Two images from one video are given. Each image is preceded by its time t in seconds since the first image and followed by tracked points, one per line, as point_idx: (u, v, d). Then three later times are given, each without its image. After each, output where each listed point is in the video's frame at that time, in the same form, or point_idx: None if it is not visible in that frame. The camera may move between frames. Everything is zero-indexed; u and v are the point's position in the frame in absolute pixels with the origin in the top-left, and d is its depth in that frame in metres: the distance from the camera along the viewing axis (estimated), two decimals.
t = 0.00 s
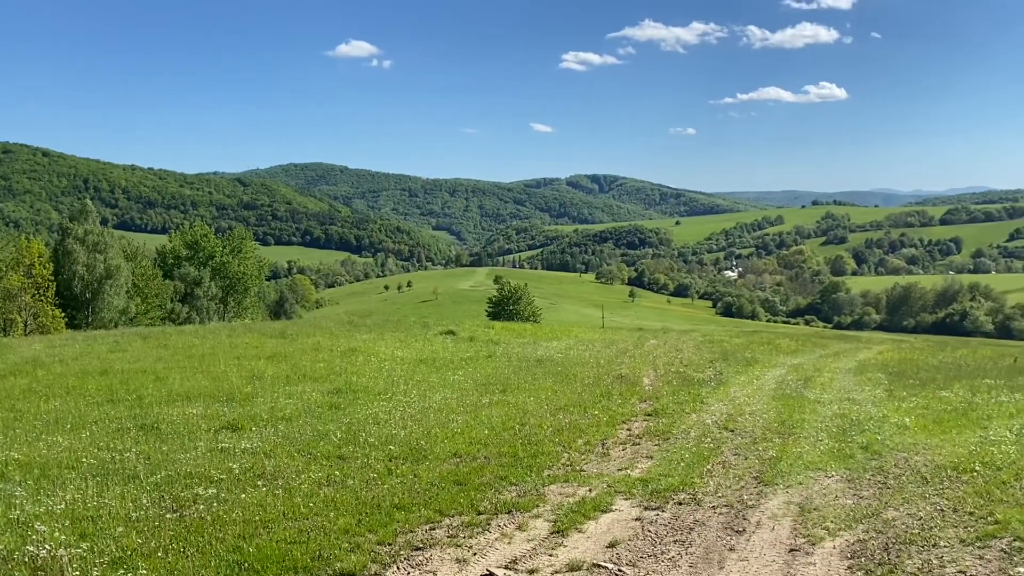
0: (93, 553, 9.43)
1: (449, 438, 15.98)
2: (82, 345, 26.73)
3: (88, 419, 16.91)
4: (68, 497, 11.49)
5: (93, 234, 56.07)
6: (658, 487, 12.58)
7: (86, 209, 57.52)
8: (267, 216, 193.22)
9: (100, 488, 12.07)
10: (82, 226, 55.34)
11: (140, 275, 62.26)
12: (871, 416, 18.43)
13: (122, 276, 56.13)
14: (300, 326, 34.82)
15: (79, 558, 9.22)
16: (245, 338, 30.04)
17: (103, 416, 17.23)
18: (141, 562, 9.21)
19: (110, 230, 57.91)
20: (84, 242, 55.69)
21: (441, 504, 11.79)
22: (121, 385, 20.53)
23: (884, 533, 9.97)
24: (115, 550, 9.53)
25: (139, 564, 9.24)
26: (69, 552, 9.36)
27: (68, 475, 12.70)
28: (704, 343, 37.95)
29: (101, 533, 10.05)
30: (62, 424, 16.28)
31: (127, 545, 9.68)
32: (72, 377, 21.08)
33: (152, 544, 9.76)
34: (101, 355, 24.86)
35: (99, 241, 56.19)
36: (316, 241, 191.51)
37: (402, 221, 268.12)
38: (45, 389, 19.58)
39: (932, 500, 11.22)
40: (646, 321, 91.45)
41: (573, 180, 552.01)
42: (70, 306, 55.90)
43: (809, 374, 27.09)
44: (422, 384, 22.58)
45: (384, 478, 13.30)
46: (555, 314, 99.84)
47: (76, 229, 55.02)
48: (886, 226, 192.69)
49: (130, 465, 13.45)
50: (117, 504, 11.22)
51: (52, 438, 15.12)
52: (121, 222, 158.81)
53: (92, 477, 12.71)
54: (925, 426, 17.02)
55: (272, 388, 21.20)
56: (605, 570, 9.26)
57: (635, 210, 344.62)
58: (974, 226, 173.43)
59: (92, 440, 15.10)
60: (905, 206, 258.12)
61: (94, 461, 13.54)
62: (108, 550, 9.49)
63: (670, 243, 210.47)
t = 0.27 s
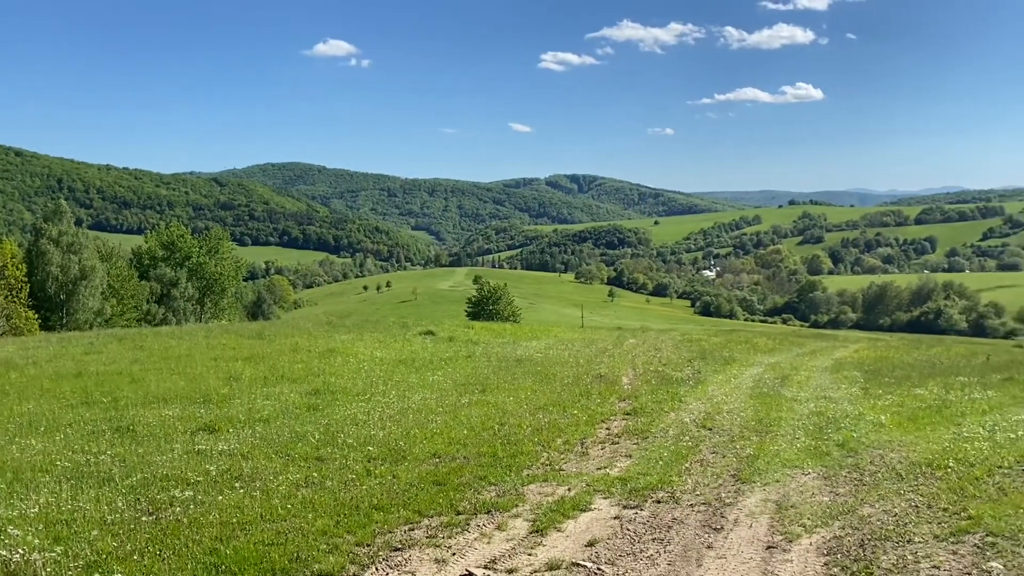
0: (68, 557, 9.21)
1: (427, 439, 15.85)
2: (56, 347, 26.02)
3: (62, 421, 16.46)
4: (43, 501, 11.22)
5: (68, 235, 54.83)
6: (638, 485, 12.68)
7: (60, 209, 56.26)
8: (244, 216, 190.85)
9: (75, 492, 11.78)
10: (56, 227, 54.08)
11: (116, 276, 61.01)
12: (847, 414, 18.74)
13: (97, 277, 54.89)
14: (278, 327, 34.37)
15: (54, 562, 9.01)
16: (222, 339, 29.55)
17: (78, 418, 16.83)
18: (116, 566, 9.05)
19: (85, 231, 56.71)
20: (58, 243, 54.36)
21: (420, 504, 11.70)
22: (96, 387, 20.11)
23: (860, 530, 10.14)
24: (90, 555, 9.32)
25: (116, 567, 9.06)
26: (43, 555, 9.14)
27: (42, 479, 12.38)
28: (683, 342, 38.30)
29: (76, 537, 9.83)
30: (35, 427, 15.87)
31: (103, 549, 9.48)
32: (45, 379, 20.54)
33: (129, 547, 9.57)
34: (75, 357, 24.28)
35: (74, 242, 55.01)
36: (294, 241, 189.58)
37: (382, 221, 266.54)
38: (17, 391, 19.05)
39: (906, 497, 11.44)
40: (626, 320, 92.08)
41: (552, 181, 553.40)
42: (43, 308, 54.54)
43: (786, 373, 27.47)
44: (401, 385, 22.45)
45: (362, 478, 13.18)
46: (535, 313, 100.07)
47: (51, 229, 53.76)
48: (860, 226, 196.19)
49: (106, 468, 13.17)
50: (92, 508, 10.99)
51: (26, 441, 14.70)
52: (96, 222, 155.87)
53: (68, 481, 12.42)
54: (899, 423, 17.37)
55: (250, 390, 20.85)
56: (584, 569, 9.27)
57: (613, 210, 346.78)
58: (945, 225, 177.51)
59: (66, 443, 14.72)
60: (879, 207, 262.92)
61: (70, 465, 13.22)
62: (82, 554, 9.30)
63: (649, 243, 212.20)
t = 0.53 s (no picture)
0: (40, 562, 9.01)
1: (403, 440, 15.70)
2: (28, 349, 25.25)
3: (33, 425, 16.00)
4: (16, 506, 10.93)
5: (40, 235, 53.51)
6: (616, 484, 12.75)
7: (32, 209, 54.81)
8: (220, 216, 188.17)
9: (47, 496, 11.47)
10: (28, 227, 52.73)
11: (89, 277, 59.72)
12: (822, 412, 19.07)
13: (71, 278, 53.63)
14: (254, 327, 33.89)
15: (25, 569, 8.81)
16: (197, 341, 29.01)
17: (49, 421, 16.39)
18: (90, 569, 8.88)
19: (58, 232, 55.41)
20: (30, 243, 53.02)
21: (397, 506, 11.56)
22: (68, 388, 19.60)
23: (835, 526, 10.31)
24: (62, 558, 9.15)
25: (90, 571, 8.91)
26: (16, 561, 9.02)
27: (14, 483, 12.05)
28: (660, 341, 38.71)
29: (49, 541, 9.66)
30: (6, 430, 15.43)
31: (77, 553, 9.29)
32: (16, 381, 19.94)
33: (103, 550, 9.42)
34: (47, 359, 23.61)
35: (47, 242, 53.70)
36: (271, 241, 187.37)
37: (360, 221, 264.56)
38: None
39: (880, 493, 11.67)
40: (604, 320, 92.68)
41: (530, 181, 553.76)
42: (15, 310, 53.08)
43: (762, 371, 27.82)
44: (379, 386, 22.27)
45: (340, 480, 12.98)
46: (515, 313, 100.24)
47: (23, 230, 52.41)
48: (834, 226, 199.59)
49: (79, 472, 12.84)
50: (65, 511, 10.78)
51: None
52: (70, 222, 152.59)
53: (40, 484, 12.11)
54: (873, 421, 17.71)
55: (226, 391, 20.47)
56: (561, 567, 9.29)
57: (592, 210, 348.61)
58: (915, 226, 181.47)
59: (38, 447, 14.29)
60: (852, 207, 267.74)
61: (41, 468, 12.88)
62: (55, 558, 9.13)
63: (627, 243, 213.72)
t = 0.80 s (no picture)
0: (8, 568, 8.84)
1: (380, 441, 15.53)
2: None
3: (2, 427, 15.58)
4: None
5: (11, 235, 52.09)
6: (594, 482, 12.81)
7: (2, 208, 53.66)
8: (194, 216, 185.03)
9: (19, 500, 11.24)
10: None
11: (61, 277, 58.21)
12: (797, 410, 19.37)
13: (43, 278, 52.26)
14: (230, 328, 33.36)
15: None
16: (172, 341, 28.42)
17: (19, 423, 15.96)
18: (60, 574, 8.74)
19: (29, 231, 53.94)
20: None
21: (373, 506, 11.45)
22: (38, 390, 19.08)
23: (809, 524, 10.47)
24: (34, 562, 9.04)
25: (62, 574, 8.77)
26: None
27: None
28: (637, 340, 39.03)
29: (20, 545, 9.51)
30: None
31: (48, 557, 9.14)
32: None
33: (75, 554, 9.29)
34: (16, 360, 22.91)
35: (18, 242, 52.38)
36: (246, 241, 184.62)
37: (337, 221, 262.02)
38: None
39: (854, 491, 11.88)
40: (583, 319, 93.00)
41: (508, 181, 553.60)
42: None
43: (738, 370, 28.17)
44: (357, 386, 22.03)
45: (316, 481, 12.82)
46: (495, 313, 100.06)
47: None
48: (809, 226, 202.83)
49: (52, 474, 12.59)
50: (36, 515, 10.57)
51: None
52: (41, 223, 148.88)
53: (11, 487, 11.85)
54: (846, 419, 18.03)
55: (202, 393, 20.07)
56: (538, 566, 9.29)
57: (570, 210, 349.51)
58: (888, 226, 185.18)
59: (7, 449, 13.94)
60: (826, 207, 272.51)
61: (12, 471, 12.60)
62: (27, 563, 8.98)
63: (605, 243, 214.85)
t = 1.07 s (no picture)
0: None
1: (354, 443, 15.32)
2: None
3: None
4: None
5: None
6: (569, 481, 12.86)
7: None
8: (168, 216, 182.09)
9: None
10: None
11: (32, 278, 56.86)
12: (770, 408, 19.68)
13: (14, 279, 51.05)
14: (205, 327, 32.89)
15: None
16: (145, 342, 27.83)
17: None
18: None
19: None
20: None
21: (349, 508, 11.30)
22: (6, 391, 18.53)
23: (782, 521, 10.63)
24: (4, 565, 8.90)
25: None
26: None
27: None
28: (613, 339, 39.37)
29: None
30: None
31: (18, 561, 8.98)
32: None
33: (45, 557, 9.15)
34: None
35: None
36: (220, 241, 182.09)
37: (314, 221, 259.64)
38: None
39: (826, 488, 12.10)
40: (560, 319, 93.29)
41: (485, 180, 554.05)
42: None
43: (712, 369, 28.52)
44: (333, 387, 21.83)
45: (290, 482, 12.62)
46: (473, 314, 99.78)
47: None
48: (783, 226, 206.22)
49: (19, 479, 12.25)
50: (5, 519, 10.32)
51: None
52: (11, 222, 145.37)
53: None
54: (820, 417, 18.36)
55: (176, 394, 19.68)
56: (514, 565, 9.28)
57: (548, 210, 350.24)
58: (861, 226, 188.96)
59: None
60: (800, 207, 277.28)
61: None
62: None
63: (582, 243, 215.79)
